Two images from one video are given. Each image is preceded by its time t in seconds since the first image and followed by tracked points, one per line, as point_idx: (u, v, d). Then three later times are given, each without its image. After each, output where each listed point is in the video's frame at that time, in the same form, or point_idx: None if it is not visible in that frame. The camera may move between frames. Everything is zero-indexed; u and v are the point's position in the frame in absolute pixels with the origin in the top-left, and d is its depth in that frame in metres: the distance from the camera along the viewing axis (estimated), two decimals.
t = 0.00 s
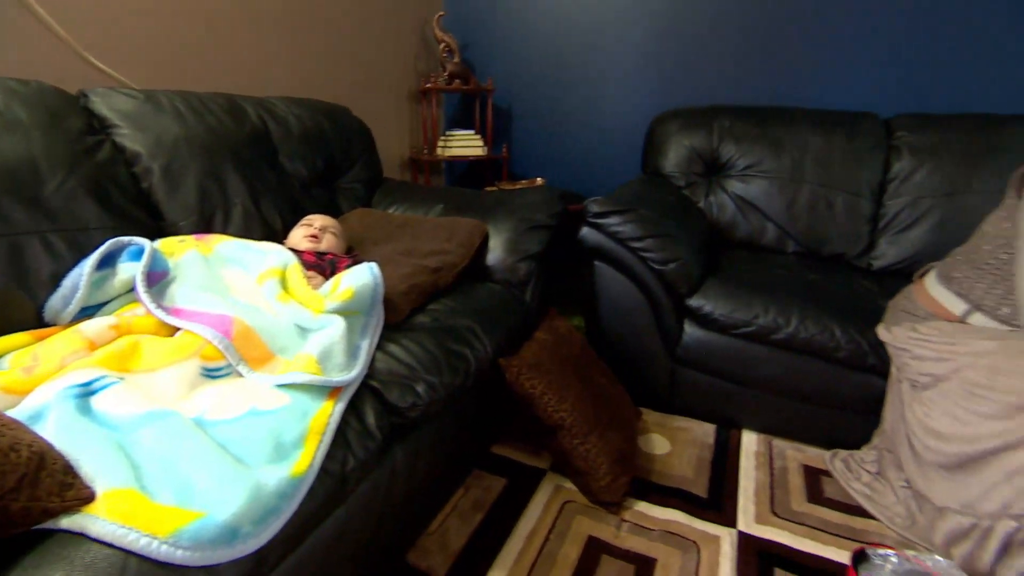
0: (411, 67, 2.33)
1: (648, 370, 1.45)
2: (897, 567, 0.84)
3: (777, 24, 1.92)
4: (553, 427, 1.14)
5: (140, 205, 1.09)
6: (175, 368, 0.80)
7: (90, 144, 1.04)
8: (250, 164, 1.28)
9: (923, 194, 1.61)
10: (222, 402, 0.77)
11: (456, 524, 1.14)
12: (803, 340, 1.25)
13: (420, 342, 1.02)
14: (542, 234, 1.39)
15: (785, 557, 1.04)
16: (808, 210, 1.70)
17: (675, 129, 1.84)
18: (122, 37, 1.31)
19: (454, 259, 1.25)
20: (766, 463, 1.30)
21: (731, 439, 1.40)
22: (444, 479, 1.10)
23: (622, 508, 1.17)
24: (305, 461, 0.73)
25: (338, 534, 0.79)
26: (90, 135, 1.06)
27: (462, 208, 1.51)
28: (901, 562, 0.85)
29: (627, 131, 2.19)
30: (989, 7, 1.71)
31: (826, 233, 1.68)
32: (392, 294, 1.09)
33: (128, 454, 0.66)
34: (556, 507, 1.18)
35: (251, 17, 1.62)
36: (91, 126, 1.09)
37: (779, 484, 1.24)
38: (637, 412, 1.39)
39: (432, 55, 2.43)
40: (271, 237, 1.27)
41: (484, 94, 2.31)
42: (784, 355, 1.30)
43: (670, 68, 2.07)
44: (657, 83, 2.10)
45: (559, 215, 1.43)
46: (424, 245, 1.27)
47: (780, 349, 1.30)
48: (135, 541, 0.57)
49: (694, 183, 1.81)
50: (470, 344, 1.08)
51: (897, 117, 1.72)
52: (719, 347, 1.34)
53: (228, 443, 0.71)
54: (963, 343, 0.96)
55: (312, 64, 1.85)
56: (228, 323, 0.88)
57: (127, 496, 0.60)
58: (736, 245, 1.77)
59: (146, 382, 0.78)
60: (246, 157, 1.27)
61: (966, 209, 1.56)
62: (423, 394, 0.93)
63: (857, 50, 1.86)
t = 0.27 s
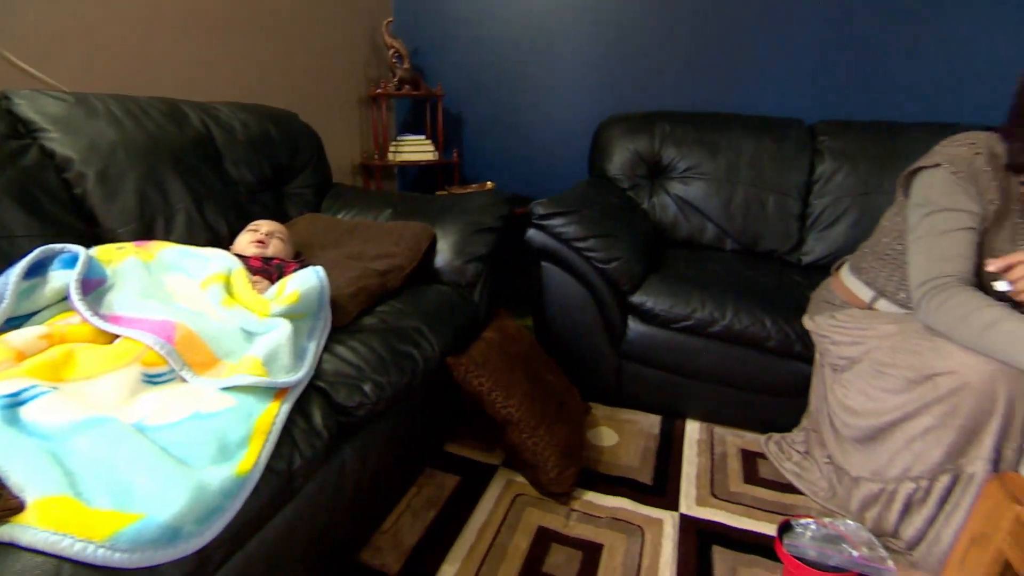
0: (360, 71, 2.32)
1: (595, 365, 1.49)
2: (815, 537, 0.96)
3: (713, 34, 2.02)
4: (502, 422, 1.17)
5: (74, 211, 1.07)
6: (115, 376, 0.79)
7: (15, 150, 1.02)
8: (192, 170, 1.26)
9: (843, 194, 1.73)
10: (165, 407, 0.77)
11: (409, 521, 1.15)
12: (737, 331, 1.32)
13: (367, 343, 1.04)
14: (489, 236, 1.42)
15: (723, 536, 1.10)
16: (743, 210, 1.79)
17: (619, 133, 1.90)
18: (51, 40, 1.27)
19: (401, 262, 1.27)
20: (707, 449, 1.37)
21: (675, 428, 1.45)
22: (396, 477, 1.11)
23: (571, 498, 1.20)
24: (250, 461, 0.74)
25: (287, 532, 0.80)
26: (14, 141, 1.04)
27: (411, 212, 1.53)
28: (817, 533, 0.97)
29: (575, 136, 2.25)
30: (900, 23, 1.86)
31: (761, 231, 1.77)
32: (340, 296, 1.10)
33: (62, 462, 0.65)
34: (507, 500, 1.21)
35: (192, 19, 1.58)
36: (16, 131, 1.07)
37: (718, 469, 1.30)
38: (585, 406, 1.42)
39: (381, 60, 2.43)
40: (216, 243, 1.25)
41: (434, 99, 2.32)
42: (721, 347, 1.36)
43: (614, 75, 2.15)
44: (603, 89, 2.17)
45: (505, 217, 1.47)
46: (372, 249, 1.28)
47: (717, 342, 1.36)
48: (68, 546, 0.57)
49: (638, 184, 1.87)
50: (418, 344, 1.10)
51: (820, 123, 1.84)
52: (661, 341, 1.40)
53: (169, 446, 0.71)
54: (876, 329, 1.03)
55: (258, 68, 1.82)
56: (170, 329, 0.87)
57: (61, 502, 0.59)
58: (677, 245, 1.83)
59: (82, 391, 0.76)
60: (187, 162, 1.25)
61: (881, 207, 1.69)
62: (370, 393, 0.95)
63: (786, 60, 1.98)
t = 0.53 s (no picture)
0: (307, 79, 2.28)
1: (543, 364, 1.53)
2: (747, 512, 1.05)
3: (650, 43, 2.10)
4: (452, 423, 1.19)
5: None
6: (45, 392, 0.77)
7: None
8: (127, 181, 1.23)
9: (772, 194, 1.84)
10: (101, 420, 0.75)
11: (363, 525, 1.16)
12: (676, 326, 1.38)
13: (313, 349, 1.04)
14: (435, 241, 1.45)
15: (667, 519, 1.15)
16: (683, 210, 1.86)
17: (564, 138, 1.96)
18: None
19: (348, 269, 1.28)
20: (652, 440, 1.42)
21: (623, 421, 1.51)
22: (346, 482, 1.11)
23: (522, 493, 1.22)
24: (191, 468, 0.74)
25: (233, 539, 0.80)
26: None
27: (358, 219, 1.54)
28: (750, 509, 1.06)
29: (522, 142, 2.30)
30: (819, 34, 2.00)
31: (699, 230, 1.86)
32: (285, 304, 1.10)
33: None
34: (460, 499, 1.23)
35: (129, 25, 1.51)
36: None
37: (663, 457, 1.36)
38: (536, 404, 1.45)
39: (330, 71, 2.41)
40: (156, 255, 1.23)
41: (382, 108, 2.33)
42: (663, 341, 1.42)
43: (557, 83, 2.20)
44: (547, 96, 2.23)
45: (451, 223, 1.49)
46: (318, 257, 1.29)
47: (658, 336, 1.42)
48: None
49: (583, 188, 1.92)
50: (366, 349, 1.12)
51: (751, 127, 1.95)
52: (605, 338, 1.44)
53: (105, 459, 0.70)
54: (797, 317, 1.10)
55: (200, 75, 1.76)
56: (105, 341, 0.85)
57: None
58: (623, 245, 1.89)
59: (10, 408, 0.75)
60: (121, 173, 1.22)
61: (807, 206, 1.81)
62: (317, 398, 0.96)
63: (718, 68, 2.09)
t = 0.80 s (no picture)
0: (241, 88, 2.20)
1: (484, 370, 1.55)
2: (676, 502, 1.10)
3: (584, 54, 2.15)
4: (392, 431, 1.19)
5: None
6: None
7: None
8: (39, 195, 1.18)
9: (701, 199, 1.93)
10: (5, 446, 0.72)
11: (302, 540, 1.13)
12: (609, 328, 1.42)
13: (246, 363, 1.03)
14: (373, 252, 1.45)
15: (604, 514, 1.19)
16: (617, 217, 1.93)
17: (502, 149, 2.00)
18: None
19: (283, 281, 1.27)
20: (592, 439, 1.46)
21: (564, 423, 1.54)
22: (283, 496, 1.10)
23: (464, 498, 1.24)
24: (108, 490, 0.72)
25: (160, 560, 0.78)
26: None
27: (293, 232, 1.52)
28: (679, 498, 1.11)
29: (462, 152, 2.32)
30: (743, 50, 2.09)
31: (634, 235, 1.93)
32: (215, 318, 1.08)
33: None
34: (403, 507, 1.23)
35: (43, 32, 1.43)
36: None
37: (602, 454, 1.40)
38: (478, 409, 1.47)
39: (266, 81, 2.36)
40: (73, 272, 1.18)
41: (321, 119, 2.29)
42: (599, 343, 1.46)
43: (496, 95, 2.23)
44: (485, 106, 2.25)
45: (388, 233, 1.51)
46: (252, 269, 1.27)
47: (594, 339, 1.46)
48: None
49: (522, 197, 1.97)
50: (301, 361, 1.11)
51: (680, 137, 2.03)
52: (543, 343, 1.48)
53: (10, 485, 0.67)
54: (717, 314, 1.18)
55: (124, 85, 1.68)
56: (11, 364, 0.81)
57: None
58: (561, 252, 1.95)
59: None
60: (31, 187, 1.17)
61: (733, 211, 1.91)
62: (249, 411, 0.95)
63: (649, 79, 2.16)
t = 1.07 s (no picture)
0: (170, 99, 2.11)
1: (425, 382, 1.56)
2: (609, 502, 1.13)
3: (520, 71, 2.20)
4: (328, 447, 1.17)
5: None
6: None
7: None
8: None
9: (634, 210, 2.00)
10: None
11: (234, 563, 1.09)
12: (545, 337, 1.46)
13: (170, 383, 1.00)
14: (308, 267, 1.44)
15: (541, 519, 1.21)
16: (554, 229, 1.98)
17: (441, 162, 2.02)
18: None
19: (213, 298, 1.24)
20: (532, 446, 1.49)
21: (505, 432, 1.57)
22: (212, 519, 1.06)
23: (404, 510, 1.23)
24: (3, 524, 0.68)
25: None
26: None
27: (223, 247, 1.48)
28: (611, 499, 1.15)
29: (402, 166, 2.32)
30: (670, 70, 2.20)
31: (570, 246, 1.98)
32: (135, 338, 1.04)
33: None
34: (341, 523, 1.21)
35: None
36: None
37: (541, 460, 1.43)
38: (418, 421, 1.47)
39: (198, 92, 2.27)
40: None
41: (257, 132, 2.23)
42: (535, 352, 1.49)
43: (436, 109, 2.25)
44: (424, 121, 2.26)
45: (324, 248, 1.49)
46: (179, 287, 1.23)
47: (531, 349, 1.49)
48: None
49: (461, 210, 2.00)
50: (231, 379, 1.09)
51: (615, 152, 2.09)
52: (482, 354, 1.50)
53: None
54: (644, 319, 1.24)
55: (40, 94, 1.58)
56: None
57: None
58: (500, 264, 1.99)
59: None
60: None
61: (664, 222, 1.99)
62: (172, 433, 0.92)
63: (582, 97, 2.23)
